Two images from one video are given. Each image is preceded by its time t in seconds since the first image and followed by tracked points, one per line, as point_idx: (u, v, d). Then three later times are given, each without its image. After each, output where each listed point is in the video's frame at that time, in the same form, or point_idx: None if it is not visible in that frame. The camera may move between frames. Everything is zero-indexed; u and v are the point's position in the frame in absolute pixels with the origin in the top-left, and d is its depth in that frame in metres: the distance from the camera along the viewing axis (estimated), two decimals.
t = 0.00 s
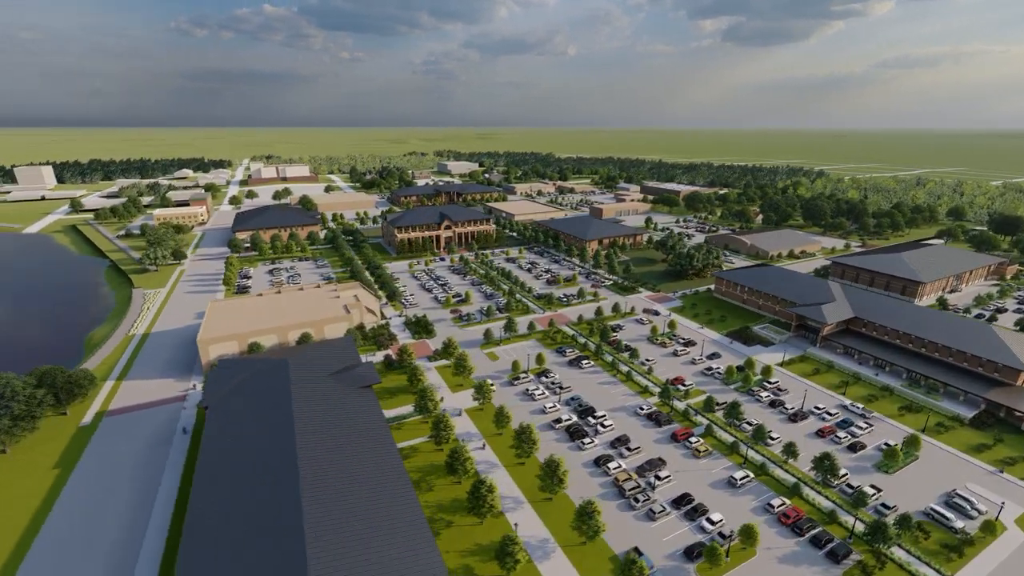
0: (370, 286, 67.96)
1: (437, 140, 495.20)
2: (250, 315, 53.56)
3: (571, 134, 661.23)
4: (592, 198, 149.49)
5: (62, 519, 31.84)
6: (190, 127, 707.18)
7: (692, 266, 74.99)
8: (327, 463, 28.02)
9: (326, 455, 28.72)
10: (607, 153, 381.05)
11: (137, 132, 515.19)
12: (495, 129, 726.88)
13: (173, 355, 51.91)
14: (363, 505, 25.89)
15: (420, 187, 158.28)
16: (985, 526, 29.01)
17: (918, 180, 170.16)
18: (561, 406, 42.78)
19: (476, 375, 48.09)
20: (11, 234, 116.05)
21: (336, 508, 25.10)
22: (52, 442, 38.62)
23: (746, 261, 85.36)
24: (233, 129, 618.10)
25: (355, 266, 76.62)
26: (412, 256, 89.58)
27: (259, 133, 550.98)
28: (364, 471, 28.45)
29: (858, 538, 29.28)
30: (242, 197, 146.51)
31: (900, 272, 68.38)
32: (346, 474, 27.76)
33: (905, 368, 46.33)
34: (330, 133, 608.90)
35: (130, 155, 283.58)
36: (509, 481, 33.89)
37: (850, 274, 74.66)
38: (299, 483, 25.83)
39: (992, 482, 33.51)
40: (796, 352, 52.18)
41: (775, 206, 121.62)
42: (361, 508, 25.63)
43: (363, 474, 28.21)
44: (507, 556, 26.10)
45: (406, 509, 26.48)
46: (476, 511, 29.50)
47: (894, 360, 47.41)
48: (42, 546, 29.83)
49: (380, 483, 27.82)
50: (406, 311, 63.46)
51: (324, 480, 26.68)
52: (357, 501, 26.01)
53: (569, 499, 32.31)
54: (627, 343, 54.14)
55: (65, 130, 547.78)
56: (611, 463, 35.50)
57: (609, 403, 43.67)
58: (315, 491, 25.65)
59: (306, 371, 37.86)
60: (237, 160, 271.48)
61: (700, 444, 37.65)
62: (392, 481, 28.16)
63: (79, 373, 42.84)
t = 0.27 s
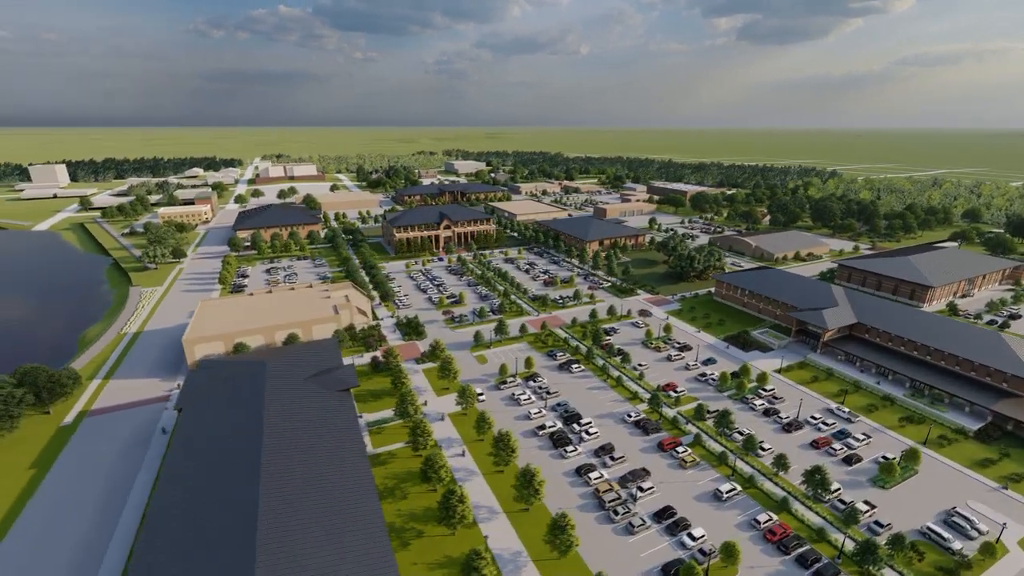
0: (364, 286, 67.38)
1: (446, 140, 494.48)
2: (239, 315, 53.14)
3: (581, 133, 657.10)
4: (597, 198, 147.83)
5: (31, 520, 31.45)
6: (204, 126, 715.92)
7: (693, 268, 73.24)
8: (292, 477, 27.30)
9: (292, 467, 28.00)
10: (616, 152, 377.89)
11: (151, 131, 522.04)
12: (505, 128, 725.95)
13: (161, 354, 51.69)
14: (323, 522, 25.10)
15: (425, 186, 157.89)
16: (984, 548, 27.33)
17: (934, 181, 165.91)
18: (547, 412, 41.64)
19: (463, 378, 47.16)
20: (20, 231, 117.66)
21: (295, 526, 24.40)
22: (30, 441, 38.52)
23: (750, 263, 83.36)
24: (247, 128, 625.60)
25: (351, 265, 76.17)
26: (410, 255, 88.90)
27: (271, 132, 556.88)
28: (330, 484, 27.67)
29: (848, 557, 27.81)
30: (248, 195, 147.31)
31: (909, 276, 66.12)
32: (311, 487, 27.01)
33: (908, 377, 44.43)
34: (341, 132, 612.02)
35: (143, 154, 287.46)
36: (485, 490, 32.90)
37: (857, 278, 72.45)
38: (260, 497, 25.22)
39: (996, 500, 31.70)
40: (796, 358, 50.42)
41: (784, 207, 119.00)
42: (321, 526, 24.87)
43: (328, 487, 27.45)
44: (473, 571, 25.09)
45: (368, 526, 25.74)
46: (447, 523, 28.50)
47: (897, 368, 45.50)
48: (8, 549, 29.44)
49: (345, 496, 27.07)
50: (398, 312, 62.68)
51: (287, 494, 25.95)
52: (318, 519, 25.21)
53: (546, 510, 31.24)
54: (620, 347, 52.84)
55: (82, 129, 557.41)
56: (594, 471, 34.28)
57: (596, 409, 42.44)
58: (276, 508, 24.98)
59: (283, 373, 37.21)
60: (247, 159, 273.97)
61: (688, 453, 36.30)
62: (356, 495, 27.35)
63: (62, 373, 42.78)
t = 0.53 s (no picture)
0: (358, 286, 66.81)
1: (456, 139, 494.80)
2: (227, 314, 52.76)
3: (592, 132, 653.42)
4: (603, 198, 146.06)
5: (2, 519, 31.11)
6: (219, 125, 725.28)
7: (693, 270, 71.58)
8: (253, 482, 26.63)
9: (254, 473, 27.30)
10: (627, 151, 374.85)
11: (166, 130, 529.77)
12: (516, 128, 724.67)
13: (150, 353, 51.56)
14: (280, 531, 24.35)
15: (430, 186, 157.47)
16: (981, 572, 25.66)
17: (952, 181, 161.34)
18: (530, 417, 40.55)
19: (448, 381, 46.28)
20: (30, 228, 119.55)
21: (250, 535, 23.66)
22: (10, 439, 38.46)
23: (754, 265, 81.32)
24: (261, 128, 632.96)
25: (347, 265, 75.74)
26: (408, 255, 88.37)
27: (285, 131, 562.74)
28: (292, 489, 26.91)
29: None
30: (254, 194, 148.08)
31: (917, 280, 63.83)
32: (271, 493, 26.32)
33: (910, 386, 42.57)
34: (352, 132, 617.38)
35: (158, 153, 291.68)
36: (460, 498, 31.98)
37: (864, 281, 70.19)
38: (215, 505, 24.59)
39: (997, 520, 29.95)
40: (793, 365, 48.75)
41: (792, 207, 116.42)
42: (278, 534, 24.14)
43: (289, 492, 26.73)
44: None
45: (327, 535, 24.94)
46: (413, 534, 27.55)
47: (899, 376, 43.66)
48: None
49: (305, 503, 26.29)
50: (390, 312, 62.03)
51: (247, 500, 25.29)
52: (275, 527, 24.47)
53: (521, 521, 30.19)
54: (612, 351, 51.55)
55: (100, 128, 567.80)
56: (574, 481, 33.11)
57: (582, 415, 41.25)
58: (231, 515, 24.31)
59: (260, 377, 36.64)
60: (257, 158, 276.49)
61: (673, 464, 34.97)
62: (318, 501, 26.54)
63: (45, 372, 42.80)
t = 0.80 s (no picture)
0: (351, 286, 66.30)
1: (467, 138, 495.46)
2: (215, 313, 52.46)
3: (604, 132, 649.64)
4: (608, 198, 144.33)
5: None
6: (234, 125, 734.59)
7: (693, 271, 69.90)
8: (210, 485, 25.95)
9: (214, 477, 26.73)
10: (637, 151, 371.61)
11: (182, 130, 537.80)
12: (527, 127, 723.38)
13: (138, 352, 51.44)
14: (232, 538, 23.67)
15: (435, 185, 157.09)
16: None
17: (970, 183, 156.78)
18: (512, 423, 39.48)
19: (433, 384, 45.44)
20: (40, 226, 121.36)
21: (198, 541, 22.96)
22: None
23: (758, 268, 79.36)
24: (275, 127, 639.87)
25: (343, 264, 75.40)
26: (406, 255, 87.81)
27: (298, 131, 569.16)
28: (251, 495, 26.25)
29: None
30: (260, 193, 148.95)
31: (925, 284, 61.55)
32: (228, 498, 25.65)
33: (910, 395, 40.74)
34: (364, 132, 621.99)
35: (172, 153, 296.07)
36: (431, 506, 31.09)
37: (870, 285, 67.91)
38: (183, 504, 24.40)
39: (995, 542, 28.24)
40: (790, 372, 47.10)
41: (801, 208, 113.81)
42: (229, 543, 23.43)
43: (247, 499, 26.04)
44: None
45: (282, 545, 24.23)
46: (377, 545, 26.68)
47: (899, 385, 41.86)
48: None
49: (263, 511, 25.63)
50: (381, 312, 61.37)
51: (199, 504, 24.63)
52: (227, 534, 23.81)
53: (492, 533, 29.16)
54: (602, 355, 50.31)
55: (118, 128, 578.17)
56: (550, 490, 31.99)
57: (566, 420, 40.11)
58: (182, 519, 23.63)
59: (235, 378, 36.14)
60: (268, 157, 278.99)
61: (655, 474, 33.69)
62: (277, 510, 25.88)
63: (28, 371, 42.82)
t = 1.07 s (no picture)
0: (344, 285, 65.89)
1: (478, 138, 495.30)
2: (203, 312, 52.31)
3: (616, 131, 645.18)
4: (614, 198, 142.57)
5: None
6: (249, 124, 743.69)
7: (692, 273, 68.24)
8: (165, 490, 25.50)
9: (173, 482, 26.32)
10: (648, 150, 367.99)
11: (198, 129, 545.74)
12: (539, 127, 721.57)
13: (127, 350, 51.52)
14: (181, 545, 23.13)
15: (440, 185, 156.68)
16: None
17: (990, 183, 152.15)
18: (492, 428, 38.55)
19: (416, 386, 44.66)
20: (51, 224, 123.32)
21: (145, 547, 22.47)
22: None
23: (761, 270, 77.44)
24: (288, 127, 646.55)
25: (339, 263, 75.10)
26: (405, 254, 87.30)
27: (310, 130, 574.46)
28: (208, 501, 25.73)
29: None
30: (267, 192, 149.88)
31: (933, 289, 59.32)
32: (184, 504, 25.17)
33: (908, 406, 38.98)
34: (376, 131, 625.54)
35: (185, 151, 300.13)
36: (399, 514, 30.28)
37: (877, 289, 65.73)
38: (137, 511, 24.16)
39: (990, 565, 26.61)
40: (785, 379, 45.46)
41: (810, 209, 111.09)
42: (177, 550, 22.85)
43: (204, 504, 25.57)
44: None
45: (233, 551, 23.75)
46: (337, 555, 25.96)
47: (897, 394, 40.10)
48: None
49: (218, 517, 25.15)
50: (372, 312, 60.78)
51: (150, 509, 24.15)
52: (176, 541, 23.25)
53: (458, 543, 28.29)
54: (592, 358, 49.16)
55: (136, 127, 588.62)
56: (523, 500, 30.97)
57: (547, 426, 39.08)
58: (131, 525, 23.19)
59: (209, 379, 35.85)
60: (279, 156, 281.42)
61: (635, 485, 32.48)
62: (233, 517, 25.33)
63: (14, 367, 42.98)
